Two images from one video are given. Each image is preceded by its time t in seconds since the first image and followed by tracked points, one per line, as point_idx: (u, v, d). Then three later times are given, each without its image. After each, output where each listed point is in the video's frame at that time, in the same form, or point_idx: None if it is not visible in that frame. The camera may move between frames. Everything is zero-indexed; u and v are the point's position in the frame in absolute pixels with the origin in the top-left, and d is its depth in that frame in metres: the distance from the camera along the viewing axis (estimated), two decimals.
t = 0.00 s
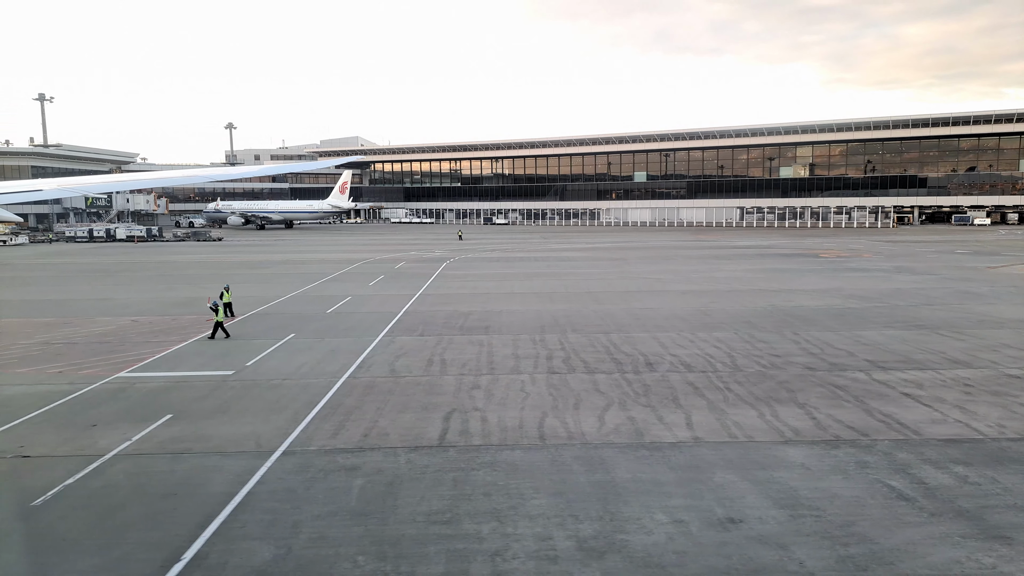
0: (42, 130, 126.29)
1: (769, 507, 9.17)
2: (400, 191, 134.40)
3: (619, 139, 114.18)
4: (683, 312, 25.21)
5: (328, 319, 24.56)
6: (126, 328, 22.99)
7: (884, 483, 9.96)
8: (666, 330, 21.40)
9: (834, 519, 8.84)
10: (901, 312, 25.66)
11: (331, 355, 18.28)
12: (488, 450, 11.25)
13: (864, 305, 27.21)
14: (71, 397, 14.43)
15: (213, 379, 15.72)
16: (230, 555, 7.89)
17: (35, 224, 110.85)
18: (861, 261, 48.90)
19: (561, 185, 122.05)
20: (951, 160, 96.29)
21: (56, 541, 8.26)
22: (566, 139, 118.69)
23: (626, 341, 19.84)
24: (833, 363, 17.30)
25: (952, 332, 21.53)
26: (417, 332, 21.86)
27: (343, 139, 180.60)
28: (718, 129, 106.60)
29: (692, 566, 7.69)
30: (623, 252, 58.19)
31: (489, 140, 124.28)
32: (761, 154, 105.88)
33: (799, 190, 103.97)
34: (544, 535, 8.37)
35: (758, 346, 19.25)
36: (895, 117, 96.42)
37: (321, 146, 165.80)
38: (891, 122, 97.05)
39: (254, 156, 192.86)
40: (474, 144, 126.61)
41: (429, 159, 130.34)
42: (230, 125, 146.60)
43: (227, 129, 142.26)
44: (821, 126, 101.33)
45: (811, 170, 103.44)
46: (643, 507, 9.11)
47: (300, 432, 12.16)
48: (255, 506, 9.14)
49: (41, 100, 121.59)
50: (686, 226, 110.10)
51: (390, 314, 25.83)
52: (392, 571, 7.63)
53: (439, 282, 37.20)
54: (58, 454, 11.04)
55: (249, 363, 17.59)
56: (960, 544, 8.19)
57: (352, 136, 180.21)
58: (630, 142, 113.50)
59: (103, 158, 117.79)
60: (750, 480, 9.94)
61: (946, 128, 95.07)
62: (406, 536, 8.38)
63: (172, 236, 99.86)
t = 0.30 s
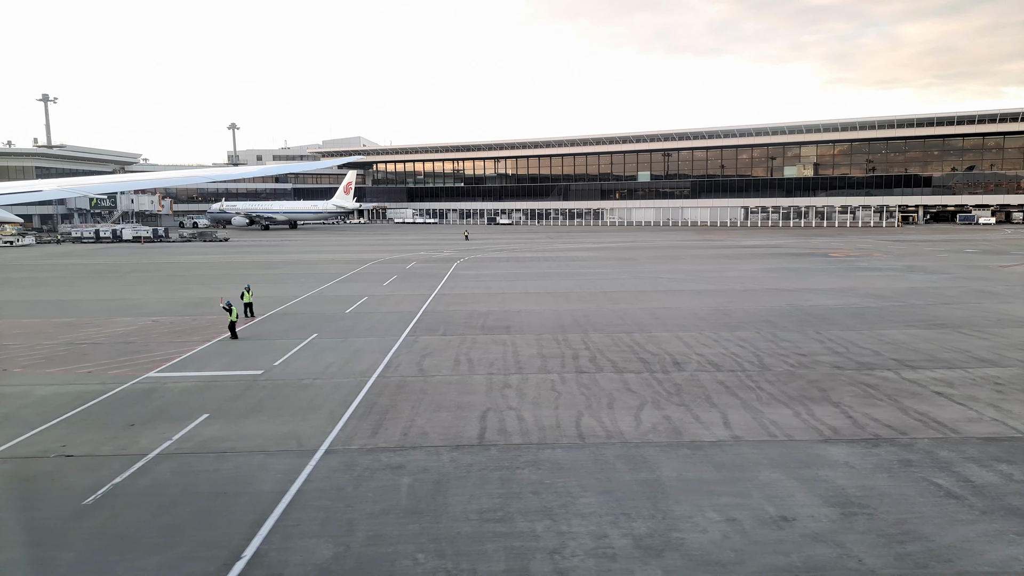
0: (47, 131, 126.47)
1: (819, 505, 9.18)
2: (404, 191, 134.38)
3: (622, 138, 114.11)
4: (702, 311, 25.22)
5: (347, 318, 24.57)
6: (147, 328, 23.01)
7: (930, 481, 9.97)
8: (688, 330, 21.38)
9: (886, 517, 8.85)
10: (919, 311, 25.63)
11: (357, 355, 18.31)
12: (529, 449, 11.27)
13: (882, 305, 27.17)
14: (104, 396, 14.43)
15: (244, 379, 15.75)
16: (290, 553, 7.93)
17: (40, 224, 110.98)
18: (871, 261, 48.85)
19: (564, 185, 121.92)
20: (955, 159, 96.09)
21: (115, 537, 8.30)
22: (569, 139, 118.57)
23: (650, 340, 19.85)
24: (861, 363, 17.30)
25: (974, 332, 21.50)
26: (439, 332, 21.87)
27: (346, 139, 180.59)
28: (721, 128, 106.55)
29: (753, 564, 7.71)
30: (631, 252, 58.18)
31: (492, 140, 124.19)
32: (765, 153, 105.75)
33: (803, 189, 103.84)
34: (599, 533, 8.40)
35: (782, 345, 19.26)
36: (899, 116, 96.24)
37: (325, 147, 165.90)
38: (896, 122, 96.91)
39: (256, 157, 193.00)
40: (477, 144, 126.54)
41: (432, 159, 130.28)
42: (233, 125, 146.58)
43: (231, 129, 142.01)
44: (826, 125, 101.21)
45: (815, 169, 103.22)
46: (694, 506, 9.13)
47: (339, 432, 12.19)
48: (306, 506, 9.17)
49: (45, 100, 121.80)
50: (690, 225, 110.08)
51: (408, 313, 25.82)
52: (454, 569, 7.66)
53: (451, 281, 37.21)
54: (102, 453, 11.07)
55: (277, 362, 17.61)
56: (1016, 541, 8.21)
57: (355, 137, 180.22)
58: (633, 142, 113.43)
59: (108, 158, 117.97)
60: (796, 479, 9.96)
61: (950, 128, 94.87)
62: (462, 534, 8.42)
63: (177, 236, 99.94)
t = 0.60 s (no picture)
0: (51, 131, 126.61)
1: (869, 505, 9.18)
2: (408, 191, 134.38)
3: (626, 138, 114.08)
4: (720, 311, 25.20)
5: (366, 318, 24.57)
6: (168, 328, 23.01)
7: (976, 481, 9.96)
8: (711, 330, 21.35)
9: (938, 516, 8.85)
10: (937, 311, 25.62)
11: (383, 355, 18.30)
12: (569, 448, 11.27)
13: (900, 305, 27.13)
14: (137, 396, 14.44)
15: (273, 380, 15.76)
16: (348, 552, 7.94)
17: (45, 224, 111.13)
18: (881, 261, 48.78)
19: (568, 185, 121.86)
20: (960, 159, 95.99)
21: (170, 536, 8.32)
22: (572, 139, 118.56)
23: (674, 340, 19.83)
24: (888, 363, 17.29)
25: (996, 331, 21.48)
26: (460, 332, 21.84)
27: (349, 139, 180.61)
28: (726, 128, 106.51)
29: (811, 562, 7.71)
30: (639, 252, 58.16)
31: (496, 140, 124.17)
32: (769, 153, 105.67)
33: (807, 190, 103.75)
34: (653, 532, 8.39)
35: (807, 345, 19.24)
36: (904, 116, 96.18)
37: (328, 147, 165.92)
38: (900, 122, 96.84)
39: (259, 157, 193.12)
40: (481, 144, 126.52)
41: (436, 159, 130.29)
42: (237, 125, 146.67)
43: (235, 129, 142.12)
44: (830, 125, 101.20)
45: (820, 169, 103.15)
46: (744, 504, 9.13)
47: (376, 432, 12.19)
48: (355, 505, 9.18)
49: (50, 100, 121.87)
50: (694, 225, 110.01)
51: (426, 314, 25.82)
52: (514, 567, 7.67)
53: (463, 281, 37.22)
54: (143, 453, 11.06)
55: (304, 362, 17.61)
56: None
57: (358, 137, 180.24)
58: (637, 142, 113.38)
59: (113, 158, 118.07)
60: (842, 479, 9.95)
61: (955, 128, 94.83)
62: (516, 533, 8.42)
63: (182, 236, 100.02)
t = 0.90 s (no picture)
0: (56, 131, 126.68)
1: (918, 504, 9.21)
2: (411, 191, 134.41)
3: (630, 138, 114.03)
4: (739, 311, 25.20)
5: (385, 318, 24.57)
6: (188, 328, 23.02)
7: (1022, 480, 9.96)
8: (733, 330, 21.33)
9: (988, 514, 8.87)
10: (955, 311, 25.61)
11: (408, 355, 18.32)
12: (609, 448, 11.28)
13: (918, 305, 27.11)
14: (169, 395, 14.43)
15: (303, 379, 15.77)
16: (405, 550, 7.98)
17: (50, 224, 111.25)
18: (890, 261, 48.78)
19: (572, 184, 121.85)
20: (965, 159, 95.93)
21: (225, 534, 8.35)
22: (576, 139, 118.53)
23: (697, 340, 19.82)
24: (915, 363, 17.28)
25: (1018, 331, 21.46)
26: (482, 332, 21.82)
27: (353, 139, 180.58)
28: (730, 128, 106.43)
29: (869, 561, 7.73)
30: (647, 252, 58.16)
31: (499, 140, 124.16)
32: (773, 153, 105.62)
33: (811, 190, 103.71)
34: (707, 531, 8.41)
35: (831, 345, 19.24)
36: (908, 116, 96.04)
37: (331, 147, 166.08)
38: (904, 122, 96.75)
39: (262, 157, 193.21)
40: (484, 144, 126.52)
41: (439, 159, 130.30)
42: (241, 125, 146.72)
43: (238, 129, 142.11)
44: (834, 125, 101.11)
45: (824, 170, 103.07)
46: (792, 504, 9.15)
47: (413, 431, 12.20)
48: (404, 504, 9.21)
49: (55, 100, 122.08)
50: (698, 225, 110.00)
51: (444, 313, 25.84)
52: (572, 565, 7.70)
53: (476, 281, 37.23)
54: (185, 452, 11.11)
55: (330, 362, 17.64)
56: None
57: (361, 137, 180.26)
58: (641, 142, 113.32)
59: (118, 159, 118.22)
60: (887, 479, 9.98)
61: (959, 128, 94.72)
62: (569, 531, 8.45)
63: (188, 236, 100.15)
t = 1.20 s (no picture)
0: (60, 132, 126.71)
1: (965, 503, 9.21)
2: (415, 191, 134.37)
3: (633, 138, 113.88)
4: (758, 311, 25.18)
5: (404, 319, 24.54)
6: (208, 327, 23.07)
7: None
8: (754, 330, 21.35)
9: None
10: (973, 311, 25.56)
11: (433, 356, 18.32)
12: (649, 447, 11.27)
13: (934, 305, 27.07)
14: (199, 395, 14.46)
15: (331, 379, 15.78)
16: (460, 549, 8.00)
17: (55, 224, 111.31)
18: (899, 261, 48.71)
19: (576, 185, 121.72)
20: (969, 159, 95.79)
21: (278, 533, 8.39)
22: (579, 139, 118.42)
23: (720, 340, 19.80)
24: (941, 363, 17.26)
25: None
26: (503, 332, 21.79)
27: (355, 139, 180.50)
28: (733, 129, 106.27)
29: (925, 560, 7.73)
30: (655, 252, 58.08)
31: (502, 140, 124.06)
32: (777, 153, 105.44)
33: (815, 190, 103.59)
34: (759, 530, 8.42)
35: (854, 346, 19.23)
36: (912, 116, 95.83)
37: (335, 147, 166.09)
38: (908, 122, 96.53)
39: (264, 157, 193.23)
40: (487, 144, 126.40)
41: (442, 159, 130.23)
42: (245, 125, 146.77)
43: (241, 130, 141.97)
44: (839, 125, 100.85)
45: (828, 170, 102.90)
46: (841, 504, 9.15)
47: (448, 431, 12.21)
48: (452, 503, 9.23)
49: (59, 101, 122.09)
50: (702, 225, 109.93)
51: (461, 313, 25.83)
52: (629, 564, 7.70)
53: (488, 281, 37.20)
54: (225, 451, 11.12)
55: (356, 362, 17.65)
56: None
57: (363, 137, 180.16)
58: (644, 142, 113.18)
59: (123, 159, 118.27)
60: (931, 479, 9.97)
61: (964, 128, 94.49)
62: (621, 531, 8.45)
63: (193, 236, 100.19)
